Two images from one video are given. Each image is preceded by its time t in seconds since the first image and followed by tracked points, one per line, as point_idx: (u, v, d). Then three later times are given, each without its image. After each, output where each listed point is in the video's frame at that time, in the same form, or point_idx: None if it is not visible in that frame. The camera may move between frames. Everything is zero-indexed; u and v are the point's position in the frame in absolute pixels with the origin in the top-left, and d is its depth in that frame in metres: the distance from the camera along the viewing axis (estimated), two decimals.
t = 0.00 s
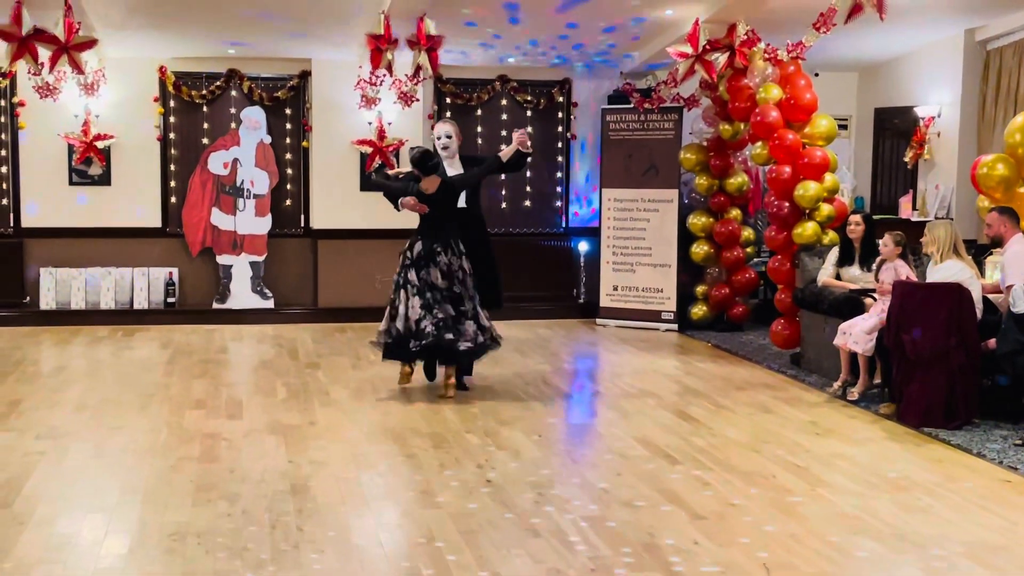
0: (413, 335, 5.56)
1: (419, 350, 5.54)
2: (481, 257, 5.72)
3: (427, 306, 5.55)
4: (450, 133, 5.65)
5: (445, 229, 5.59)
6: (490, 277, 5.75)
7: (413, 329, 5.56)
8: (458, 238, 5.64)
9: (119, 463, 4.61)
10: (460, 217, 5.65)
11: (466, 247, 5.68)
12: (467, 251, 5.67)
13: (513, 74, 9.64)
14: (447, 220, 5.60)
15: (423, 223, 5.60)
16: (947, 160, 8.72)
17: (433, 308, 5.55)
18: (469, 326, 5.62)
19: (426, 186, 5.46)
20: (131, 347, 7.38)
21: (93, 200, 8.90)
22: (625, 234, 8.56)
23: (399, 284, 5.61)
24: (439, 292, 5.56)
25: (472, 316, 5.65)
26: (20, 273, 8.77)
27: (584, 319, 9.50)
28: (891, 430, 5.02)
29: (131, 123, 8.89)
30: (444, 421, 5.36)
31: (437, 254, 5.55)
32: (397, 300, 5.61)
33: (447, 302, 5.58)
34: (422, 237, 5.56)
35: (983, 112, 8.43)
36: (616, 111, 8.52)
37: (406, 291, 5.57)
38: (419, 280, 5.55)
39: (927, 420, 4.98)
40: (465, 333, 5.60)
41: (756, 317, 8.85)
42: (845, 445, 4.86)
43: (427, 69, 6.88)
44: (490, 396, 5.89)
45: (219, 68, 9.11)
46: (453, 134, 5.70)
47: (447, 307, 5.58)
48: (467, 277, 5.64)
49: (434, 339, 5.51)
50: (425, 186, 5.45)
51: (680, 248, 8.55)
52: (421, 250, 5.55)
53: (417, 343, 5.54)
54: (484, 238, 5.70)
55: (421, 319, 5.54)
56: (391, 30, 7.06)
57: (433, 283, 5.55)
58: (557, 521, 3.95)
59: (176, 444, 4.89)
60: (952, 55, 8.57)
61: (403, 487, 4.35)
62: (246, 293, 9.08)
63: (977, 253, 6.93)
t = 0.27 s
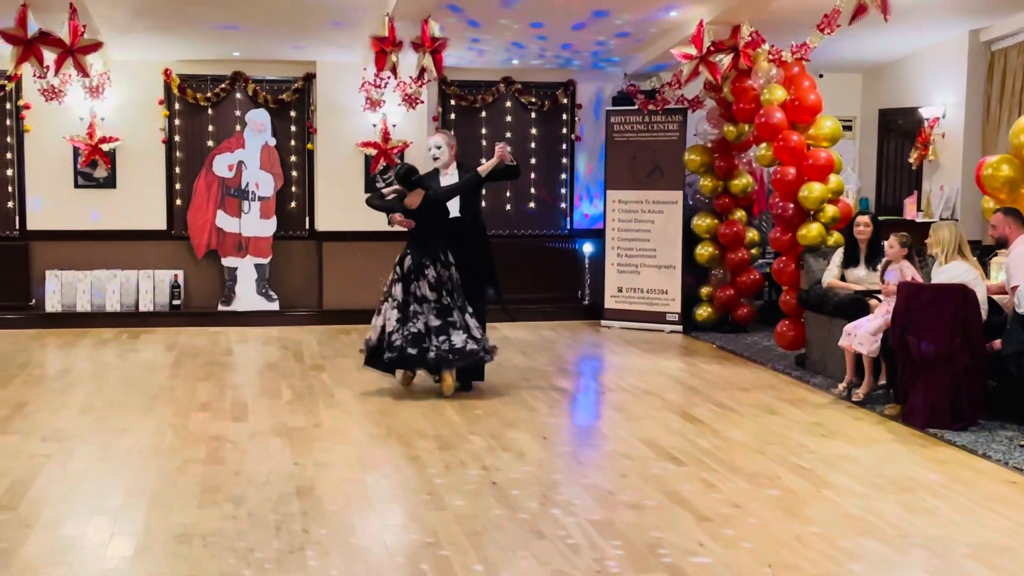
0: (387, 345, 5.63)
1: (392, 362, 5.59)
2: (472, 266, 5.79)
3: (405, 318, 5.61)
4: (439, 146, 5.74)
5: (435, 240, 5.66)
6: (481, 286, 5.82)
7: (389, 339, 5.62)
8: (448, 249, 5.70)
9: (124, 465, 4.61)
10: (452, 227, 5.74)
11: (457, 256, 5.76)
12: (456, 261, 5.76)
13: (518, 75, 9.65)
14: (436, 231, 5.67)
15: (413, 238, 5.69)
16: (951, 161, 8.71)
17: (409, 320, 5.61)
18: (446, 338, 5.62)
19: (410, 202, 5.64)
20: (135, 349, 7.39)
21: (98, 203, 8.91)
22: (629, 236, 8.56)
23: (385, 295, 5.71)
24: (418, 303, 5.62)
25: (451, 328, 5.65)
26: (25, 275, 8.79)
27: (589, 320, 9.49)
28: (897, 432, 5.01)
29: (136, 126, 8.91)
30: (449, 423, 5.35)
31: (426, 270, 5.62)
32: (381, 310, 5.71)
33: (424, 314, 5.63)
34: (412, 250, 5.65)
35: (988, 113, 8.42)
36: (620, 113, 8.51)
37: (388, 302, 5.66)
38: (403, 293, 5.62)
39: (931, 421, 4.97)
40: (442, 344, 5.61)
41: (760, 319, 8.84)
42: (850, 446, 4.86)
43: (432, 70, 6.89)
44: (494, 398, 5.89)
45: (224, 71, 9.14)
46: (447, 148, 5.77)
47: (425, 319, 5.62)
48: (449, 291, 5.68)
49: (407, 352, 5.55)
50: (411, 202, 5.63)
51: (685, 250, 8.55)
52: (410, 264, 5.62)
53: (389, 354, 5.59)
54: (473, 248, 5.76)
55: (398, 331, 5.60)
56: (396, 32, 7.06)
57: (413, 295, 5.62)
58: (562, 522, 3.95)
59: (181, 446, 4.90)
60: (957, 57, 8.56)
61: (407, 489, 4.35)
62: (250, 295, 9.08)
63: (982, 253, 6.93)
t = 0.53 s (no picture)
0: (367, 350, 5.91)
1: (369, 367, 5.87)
2: (464, 276, 5.98)
3: (387, 327, 5.85)
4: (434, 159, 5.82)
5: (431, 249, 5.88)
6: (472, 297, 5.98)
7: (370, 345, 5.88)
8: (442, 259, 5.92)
9: (130, 468, 4.62)
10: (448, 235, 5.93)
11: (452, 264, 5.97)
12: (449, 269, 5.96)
13: (523, 78, 9.64)
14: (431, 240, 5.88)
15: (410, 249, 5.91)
16: (957, 163, 8.70)
17: (391, 329, 5.85)
18: (421, 349, 5.84)
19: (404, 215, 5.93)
20: (141, 352, 7.40)
21: (103, 207, 8.93)
22: (634, 238, 8.56)
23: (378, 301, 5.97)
24: (401, 314, 5.81)
25: (427, 340, 5.85)
26: (31, 278, 8.81)
27: (594, 322, 9.49)
28: (903, 434, 5.00)
29: (142, 129, 8.93)
30: (454, 426, 5.35)
31: (415, 282, 5.80)
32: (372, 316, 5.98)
33: (406, 324, 5.84)
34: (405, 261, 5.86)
35: (994, 114, 8.41)
36: (624, 115, 8.50)
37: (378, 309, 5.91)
38: (391, 302, 5.84)
39: (937, 423, 4.96)
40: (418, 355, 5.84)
41: (766, 321, 8.84)
42: (856, 448, 4.85)
43: (437, 73, 6.90)
44: (499, 401, 5.89)
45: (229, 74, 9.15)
46: (443, 160, 5.82)
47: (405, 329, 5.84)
48: (431, 304, 5.83)
49: (382, 361, 5.82)
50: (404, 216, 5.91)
51: (690, 252, 8.54)
52: (401, 274, 5.83)
53: (365, 360, 5.87)
54: (468, 256, 5.92)
55: (379, 338, 5.85)
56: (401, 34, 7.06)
57: (400, 305, 5.82)
58: (568, 525, 3.94)
59: (187, 449, 4.90)
60: (962, 59, 8.57)
61: (413, 492, 4.34)
62: (255, 298, 9.08)
63: (988, 255, 6.92)
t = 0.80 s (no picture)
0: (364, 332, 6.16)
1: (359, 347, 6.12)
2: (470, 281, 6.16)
3: (380, 312, 6.09)
4: (451, 163, 5.92)
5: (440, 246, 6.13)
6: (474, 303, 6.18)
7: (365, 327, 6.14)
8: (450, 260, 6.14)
9: (140, 470, 4.63)
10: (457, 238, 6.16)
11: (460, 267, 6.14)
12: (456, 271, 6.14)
13: (529, 81, 9.64)
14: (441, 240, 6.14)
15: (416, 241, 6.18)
16: (966, 165, 8.69)
17: (382, 313, 6.08)
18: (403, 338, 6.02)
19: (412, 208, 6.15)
20: (149, 355, 7.42)
21: (112, 210, 8.95)
22: (642, 241, 8.56)
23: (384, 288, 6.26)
24: (393, 299, 6.05)
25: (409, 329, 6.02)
26: (39, 281, 8.83)
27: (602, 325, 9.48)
28: (912, 436, 5.00)
29: (150, 132, 8.95)
30: (463, 428, 5.35)
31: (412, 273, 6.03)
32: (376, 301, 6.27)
33: (394, 310, 6.05)
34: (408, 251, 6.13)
35: (1002, 116, 8.41)
36: (632, 118, 8.51)
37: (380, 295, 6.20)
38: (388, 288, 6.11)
39: (947, 426, 4.95)
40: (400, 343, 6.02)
41: (773, 323, 8.83)
42: (865, 450, 4.84)
43: (444, 76, 6.91)
44: (507, 403, 5.89)
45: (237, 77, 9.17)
46: (460, 165, 5.94)
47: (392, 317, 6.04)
48: (421, 295, 6.02)
49: (369, 342, 6.04)
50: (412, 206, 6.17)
51: (698, 254, 8.54)
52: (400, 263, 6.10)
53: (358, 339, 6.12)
54: (470, 259, 6.14)
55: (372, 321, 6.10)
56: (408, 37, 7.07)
57: (394, 291, 6.07)
58: (576, 527, 3.94)
59: (196, 451, 4.91)
60: (970, 61, 8.56)
61: (421, 494, 4.34)
62: (263, 301, 9.09)
63: (996, 257, 6.91)
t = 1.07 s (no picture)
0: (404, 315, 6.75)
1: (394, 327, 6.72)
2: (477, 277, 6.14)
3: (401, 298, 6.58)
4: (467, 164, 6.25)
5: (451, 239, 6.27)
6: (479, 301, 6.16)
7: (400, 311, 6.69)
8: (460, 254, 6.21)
9: (146, 473, 4.64)
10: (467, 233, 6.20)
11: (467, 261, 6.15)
12: (463, 265, 6.18)
13: (534, 83, 9.67)
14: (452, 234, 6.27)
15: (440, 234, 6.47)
16: (972, 166, 8.68)
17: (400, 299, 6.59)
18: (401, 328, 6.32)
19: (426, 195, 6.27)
20: (154, 357, 7.43)
21: (117, 212, 8.97)
22: (647, 243, 8.55)
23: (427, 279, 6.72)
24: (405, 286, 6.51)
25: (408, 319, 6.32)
26: (44, 283, 8.85)
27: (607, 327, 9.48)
28: (918, 439, 4.99)
29: (156, 135, 8.96)
30: (468, 431, 5.35)
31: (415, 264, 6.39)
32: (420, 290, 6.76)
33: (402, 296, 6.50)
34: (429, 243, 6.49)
35: (1007, 117, 8.40)
36: (637, 120, 8.51)
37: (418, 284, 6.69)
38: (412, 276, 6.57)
39: (953, 428, 4.94)
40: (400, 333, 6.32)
41: (779, 325, 8.83)
42: (871, 453, 4.84)
43: (449, 79, 6.92)
44: (512, 406, 5.88)
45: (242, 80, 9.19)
46: (475, 167, 6.24)
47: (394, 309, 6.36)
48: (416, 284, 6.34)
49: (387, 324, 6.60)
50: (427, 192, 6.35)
51: (703, 256, 8.53)
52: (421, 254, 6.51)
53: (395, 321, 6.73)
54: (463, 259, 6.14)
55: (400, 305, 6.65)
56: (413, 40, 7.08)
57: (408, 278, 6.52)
58: (581, 529, 3.94)
59: (202, 453, 4.92)
60: (975, 63, 8.56)
61: (426, 497, 4.34)
62: (268, 303, 9.10)
63: (1002, 259, 6.89)
